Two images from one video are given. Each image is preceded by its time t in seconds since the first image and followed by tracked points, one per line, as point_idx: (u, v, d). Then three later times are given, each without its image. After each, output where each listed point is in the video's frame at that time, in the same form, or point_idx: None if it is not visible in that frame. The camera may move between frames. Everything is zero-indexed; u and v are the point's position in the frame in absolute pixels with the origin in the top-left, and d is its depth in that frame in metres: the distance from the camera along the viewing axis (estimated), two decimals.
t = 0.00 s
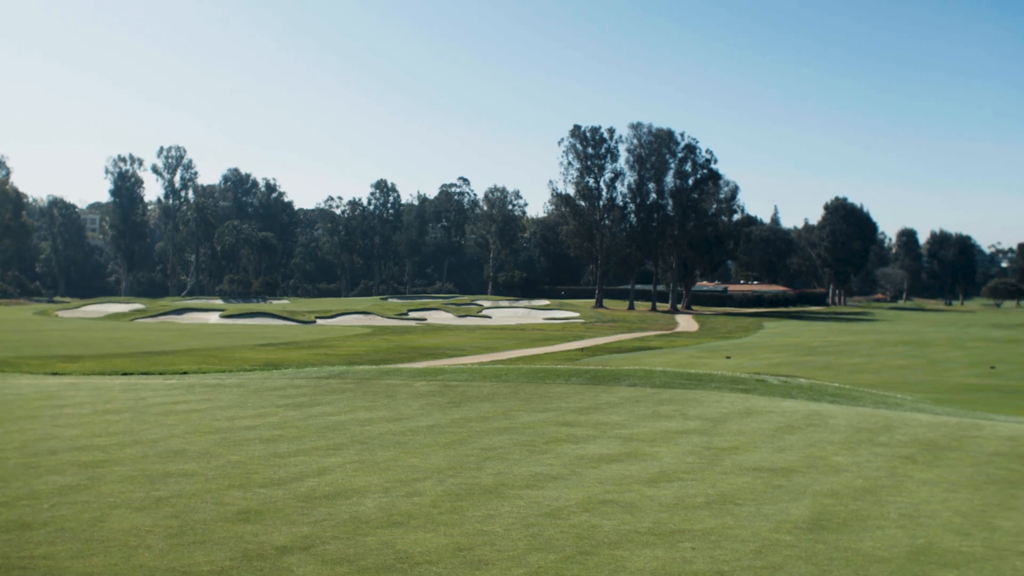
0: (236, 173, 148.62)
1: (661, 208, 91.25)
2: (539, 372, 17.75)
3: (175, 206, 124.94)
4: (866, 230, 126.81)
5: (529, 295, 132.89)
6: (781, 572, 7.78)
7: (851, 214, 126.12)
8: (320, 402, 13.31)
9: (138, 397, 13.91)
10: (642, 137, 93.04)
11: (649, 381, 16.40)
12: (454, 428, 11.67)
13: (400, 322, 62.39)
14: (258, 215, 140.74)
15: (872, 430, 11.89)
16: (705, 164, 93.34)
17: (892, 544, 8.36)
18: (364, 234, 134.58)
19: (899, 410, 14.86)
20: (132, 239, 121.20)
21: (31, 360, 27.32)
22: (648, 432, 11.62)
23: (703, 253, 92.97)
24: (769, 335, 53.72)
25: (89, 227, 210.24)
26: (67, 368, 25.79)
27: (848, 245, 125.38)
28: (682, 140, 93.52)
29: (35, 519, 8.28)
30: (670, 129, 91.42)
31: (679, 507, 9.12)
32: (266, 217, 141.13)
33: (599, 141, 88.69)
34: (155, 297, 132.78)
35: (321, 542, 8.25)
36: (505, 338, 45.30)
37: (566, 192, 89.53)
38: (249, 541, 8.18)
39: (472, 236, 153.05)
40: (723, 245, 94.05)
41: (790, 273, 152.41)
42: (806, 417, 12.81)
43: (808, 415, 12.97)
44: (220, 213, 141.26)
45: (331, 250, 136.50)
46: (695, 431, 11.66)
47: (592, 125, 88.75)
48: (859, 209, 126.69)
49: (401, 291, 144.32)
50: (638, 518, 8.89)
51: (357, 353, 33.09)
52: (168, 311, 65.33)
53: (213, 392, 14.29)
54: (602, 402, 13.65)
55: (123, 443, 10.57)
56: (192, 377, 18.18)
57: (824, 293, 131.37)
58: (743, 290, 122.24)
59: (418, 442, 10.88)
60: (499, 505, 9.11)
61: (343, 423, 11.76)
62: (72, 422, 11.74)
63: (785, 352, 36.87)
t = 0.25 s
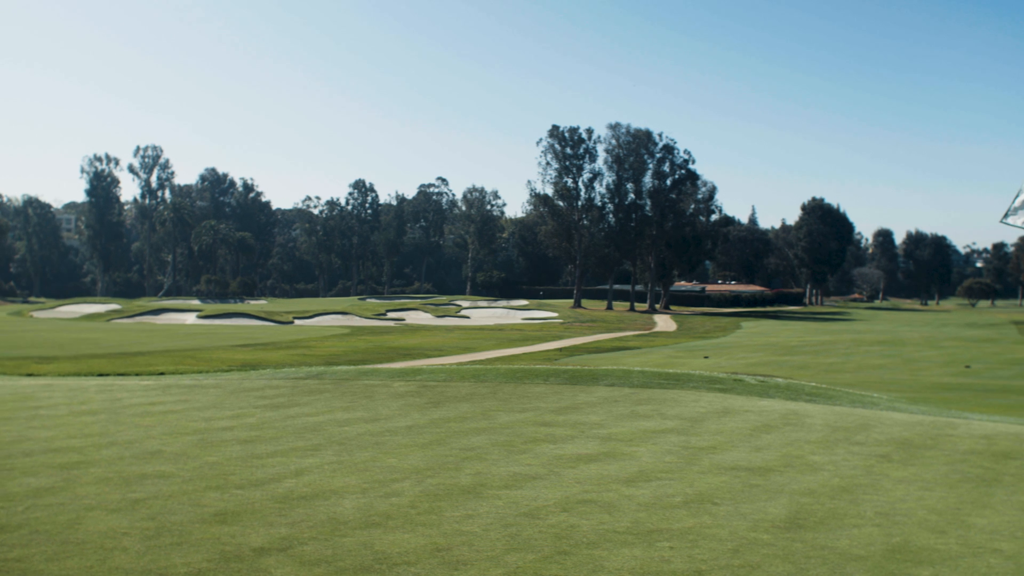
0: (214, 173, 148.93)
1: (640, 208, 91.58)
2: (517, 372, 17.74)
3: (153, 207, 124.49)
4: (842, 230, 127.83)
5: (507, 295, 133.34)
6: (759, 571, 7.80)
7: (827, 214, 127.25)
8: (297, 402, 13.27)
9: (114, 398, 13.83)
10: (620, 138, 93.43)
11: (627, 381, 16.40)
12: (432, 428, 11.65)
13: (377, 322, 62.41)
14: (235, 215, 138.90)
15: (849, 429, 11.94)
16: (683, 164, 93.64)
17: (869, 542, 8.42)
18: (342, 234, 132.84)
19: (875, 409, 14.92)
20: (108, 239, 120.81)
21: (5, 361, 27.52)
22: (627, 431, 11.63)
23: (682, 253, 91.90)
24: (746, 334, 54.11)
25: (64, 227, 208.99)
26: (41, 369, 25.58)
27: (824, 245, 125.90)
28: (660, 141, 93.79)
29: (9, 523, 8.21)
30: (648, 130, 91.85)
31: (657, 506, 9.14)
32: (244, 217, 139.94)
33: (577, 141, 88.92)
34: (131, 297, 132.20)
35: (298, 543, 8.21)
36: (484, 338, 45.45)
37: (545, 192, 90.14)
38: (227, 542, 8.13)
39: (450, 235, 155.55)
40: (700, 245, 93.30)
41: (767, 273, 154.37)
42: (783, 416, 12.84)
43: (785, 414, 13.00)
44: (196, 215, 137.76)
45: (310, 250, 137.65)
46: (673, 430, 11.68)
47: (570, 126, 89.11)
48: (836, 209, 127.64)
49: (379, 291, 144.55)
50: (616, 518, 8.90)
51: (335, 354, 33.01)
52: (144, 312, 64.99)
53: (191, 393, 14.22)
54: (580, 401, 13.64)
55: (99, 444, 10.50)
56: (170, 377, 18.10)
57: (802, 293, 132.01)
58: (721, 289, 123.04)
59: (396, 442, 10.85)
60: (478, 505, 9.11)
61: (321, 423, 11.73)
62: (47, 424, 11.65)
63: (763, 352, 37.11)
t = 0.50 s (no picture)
0: (191, 173, 147.53)
1: (618, 208, 91.49)
2: (496, 372, 17.74)
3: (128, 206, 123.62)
4: (820, 231, 128.26)
5: (484, 296, 133.39)
6: (737, 570, 7.82)
7: (805, 215, 127.70)
8: (275, 403, 13.25)
9: (89, 400, 13.75)
10: (598, 138, 93.14)
11: (604, 381, 16.40)
12: (410, 428, 11.66)
13: (355, 322, 62.32)
14: (211, 215, 138.51)
15: (825, 429, 12.03)
16: (660, 165, 93.98)
17: (845, 540, 8.44)
18: (320, 234, 132.30)
19: (850, 408, 15.03)
20: (83, 239, 119.49)
21: None
22: (604, 431, 11.68)
23: (659, 253, 93.64)
24: (724, 334, 54.41)
25: (39, 227, 206.32)
26: (15, 370, 25.35)
27: (801, 245, 126.48)
28: (638, 141, 93.84)
29: None
30: (626, 130, 91.70)
31: (635, 506, 9.16)
32: (220, 217, 138.58)
33: (556, 141, 88.68)
34: (106, 298, 130.54)
35: (275, 545, 8.15)
36: (462, 338, 45.51)
37: (523, 193, 89.70)
38: (203, 544, 8.05)
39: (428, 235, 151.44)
40: (677, 245, 95.01)
41: (745, 273, 154.83)
42: (759, 415, 12.92)
43: (761, 413, 13.09)
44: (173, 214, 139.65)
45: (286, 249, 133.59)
46: (650, 430, 11.75)
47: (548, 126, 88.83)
48: (812, 210, 128.05)
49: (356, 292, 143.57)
50: (593, 518, 8.91)
51: (312, 354, 32.90)
52: (120, 313, 64.29)
53: (167, 395, 14.16)
54: (558, 402, 13.66)
55: (73, 446, 10.43)
56: (145, 378, 17.98)
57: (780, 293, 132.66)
58: (699, 290, 123.27)
59: (374, 443, 10.85)
60: (456, 505, 9.09)
61: (298, 425, 11.73)
62: (21, 425, 11.56)
63: (740, 351, 37.33)
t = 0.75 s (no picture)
0: (166, 172, 146.17)
1: (595, 208, 91.72)
2: (473, 372, 17.74)
3: (102, 206, 123.27)
4: (795, 231, 128.97)
5: (462, 296, 133.01)
6: (712, 569, 7.84)
7: (780, 215, 128.44)
8: (251, 404, 13.21)
9: (63, 401, 13.66)
10: (575, 138, 93.27)
11: (582, 380, 16.36)
12: (387, 428, 11.65)
13: (332, 322, 62.07)
14: (187, 215, 137.29)
15: (801, 428, 12.11)
16: (637, 165, 93.97)
17: (821, 539, 8.48)
18: (296, 234, 130.83)
19: (826, 408, 15.10)
20: (57, 239, 118.54)
21: None
22: (581, 431, 11.71)
23: (636, 254, 94.49)
24: (700, 334, 54.84)
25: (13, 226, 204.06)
26: None
27: (777, 245, 126.97)
28: (615, 141, 93.99)
29: None
30: (603, 130, 91.85)
31: (612, 505, 9.16)
32: (196, 216, 137.45)
33: (532, 141, 88.69)
34: (80, 298, 129.13)
35: (251, 546, 8.10)
36: (440, 338, 45.58)
37: (499, 193, 89.51)
38: (178, 546, 7.98)
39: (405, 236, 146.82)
40: (653, 246, 95.82)
41: (721, 273, 154.71)
42: (735, 414, 12.97)
43: (737, 412, 13.14)
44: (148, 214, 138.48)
45: (261, 249, 132.09)
46: (627, 429, 11.79)
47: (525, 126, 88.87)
48: (788, 211, 128.74)
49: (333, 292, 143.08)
50: (570, 517, 8.91)
51: (288, 354, 32.76)
52: (95, 314, 63.75)
53: (142, 396, 14.10)
54: (535, 401, 13.68)
55: (47, 448, 10.35)
56: (119, 379, 17.87)
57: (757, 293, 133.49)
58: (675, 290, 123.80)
59: (350, 444, 10.83)
60: (432, 506, 9.08)
61: (275, 425, 11.70)
62: None
63: (717, 351, 37.54)
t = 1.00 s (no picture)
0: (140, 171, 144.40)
1: (571, 208, 91.87)
2: (450, 372, 17.71)
3: (75, 206, 122.75)
4: (769, 232, 128.96)
5: (439, 296, 131.59)
6: (688, 568, 7.86)
7: (755, 215, 128.39)
8: (226, 405, 13.17)
9: (37, 402, 13.56)
10: (552, 138, 93.59)
11: (559, 381, 16.36)
12: (364, 429, 11.63)
13: (308, 323, 61.75)
14: (162, 215, 135.89)
15: (776, 426, 12.18)
16: (614, 165, 94.25)
17: (795, 538, 8.52)
18: (272, 234, 130.40)
19: (801, 407, 15.20)
20: (30, 238, 117.47)
21: None
22: (557, 431, 11.71)
23: (613, 253, 94.36)
24: (676, 334, 55.31)
25: None
26: None
27: (753, 246, 127.56)
28: (591, 142, 94.36)
29: None
30: (579, 131, 92.34)
31: (588, 505, 9.18)
32: (171, 216, 136.09)
33: (509, 142, 88.61)
34: (54, 299, 127.20)
35: (227, 548, 8.04)
36: (417, 338, 45.68)
37: (476, 193, 88.21)
38: (153, 548, 7.91)
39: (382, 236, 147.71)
40: (631, 245, 95.97)
41: (697, 273, 155.44)
42: (711, 414, 13.01)
43: (714, 412, 13.19)
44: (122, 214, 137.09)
45: (238, 249, 132.26)
46: (603, 429, 11.80)
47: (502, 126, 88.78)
48: (763, 210, 128.52)
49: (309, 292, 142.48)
50: (547, 517, 8.92)
51: (263, 355, 32.68)
52: (69, 314, 63.12)
53: (116, 397, 14.04)
54: (512, 402, 13.68)
55: (19, 450, 10.27)
56: (93, 381, 17.76)
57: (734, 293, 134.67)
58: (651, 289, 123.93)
59: (327, 445, 10.82)
60: (409, 506, 9.07)
61: (251, 427, 11.67)
62: None
63: (694, 350, 37.79)
